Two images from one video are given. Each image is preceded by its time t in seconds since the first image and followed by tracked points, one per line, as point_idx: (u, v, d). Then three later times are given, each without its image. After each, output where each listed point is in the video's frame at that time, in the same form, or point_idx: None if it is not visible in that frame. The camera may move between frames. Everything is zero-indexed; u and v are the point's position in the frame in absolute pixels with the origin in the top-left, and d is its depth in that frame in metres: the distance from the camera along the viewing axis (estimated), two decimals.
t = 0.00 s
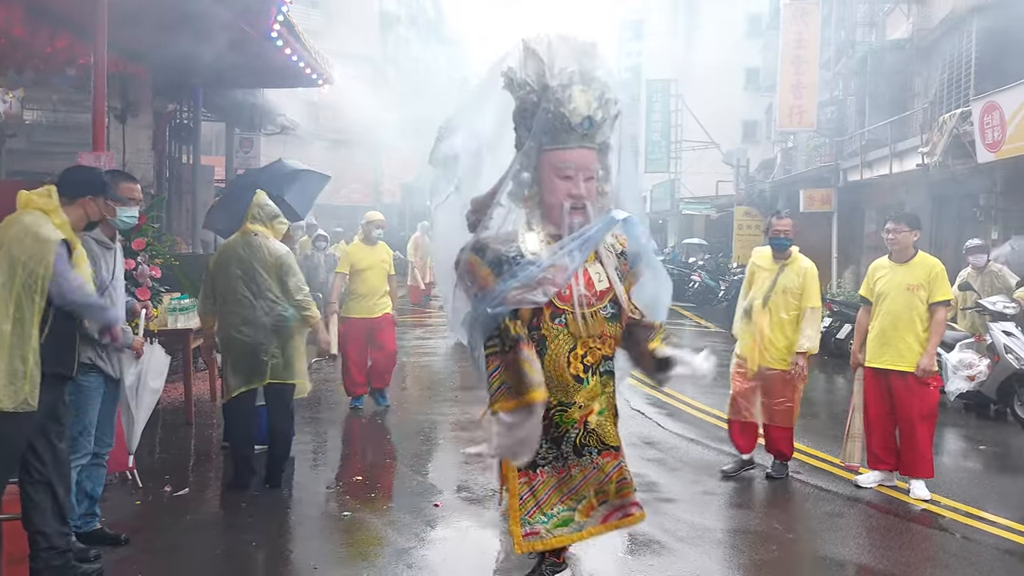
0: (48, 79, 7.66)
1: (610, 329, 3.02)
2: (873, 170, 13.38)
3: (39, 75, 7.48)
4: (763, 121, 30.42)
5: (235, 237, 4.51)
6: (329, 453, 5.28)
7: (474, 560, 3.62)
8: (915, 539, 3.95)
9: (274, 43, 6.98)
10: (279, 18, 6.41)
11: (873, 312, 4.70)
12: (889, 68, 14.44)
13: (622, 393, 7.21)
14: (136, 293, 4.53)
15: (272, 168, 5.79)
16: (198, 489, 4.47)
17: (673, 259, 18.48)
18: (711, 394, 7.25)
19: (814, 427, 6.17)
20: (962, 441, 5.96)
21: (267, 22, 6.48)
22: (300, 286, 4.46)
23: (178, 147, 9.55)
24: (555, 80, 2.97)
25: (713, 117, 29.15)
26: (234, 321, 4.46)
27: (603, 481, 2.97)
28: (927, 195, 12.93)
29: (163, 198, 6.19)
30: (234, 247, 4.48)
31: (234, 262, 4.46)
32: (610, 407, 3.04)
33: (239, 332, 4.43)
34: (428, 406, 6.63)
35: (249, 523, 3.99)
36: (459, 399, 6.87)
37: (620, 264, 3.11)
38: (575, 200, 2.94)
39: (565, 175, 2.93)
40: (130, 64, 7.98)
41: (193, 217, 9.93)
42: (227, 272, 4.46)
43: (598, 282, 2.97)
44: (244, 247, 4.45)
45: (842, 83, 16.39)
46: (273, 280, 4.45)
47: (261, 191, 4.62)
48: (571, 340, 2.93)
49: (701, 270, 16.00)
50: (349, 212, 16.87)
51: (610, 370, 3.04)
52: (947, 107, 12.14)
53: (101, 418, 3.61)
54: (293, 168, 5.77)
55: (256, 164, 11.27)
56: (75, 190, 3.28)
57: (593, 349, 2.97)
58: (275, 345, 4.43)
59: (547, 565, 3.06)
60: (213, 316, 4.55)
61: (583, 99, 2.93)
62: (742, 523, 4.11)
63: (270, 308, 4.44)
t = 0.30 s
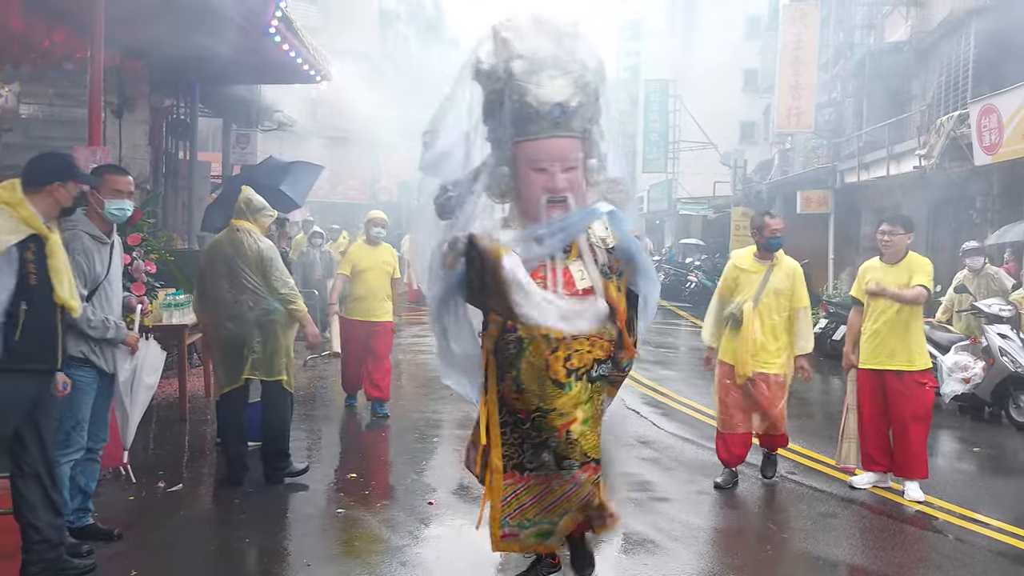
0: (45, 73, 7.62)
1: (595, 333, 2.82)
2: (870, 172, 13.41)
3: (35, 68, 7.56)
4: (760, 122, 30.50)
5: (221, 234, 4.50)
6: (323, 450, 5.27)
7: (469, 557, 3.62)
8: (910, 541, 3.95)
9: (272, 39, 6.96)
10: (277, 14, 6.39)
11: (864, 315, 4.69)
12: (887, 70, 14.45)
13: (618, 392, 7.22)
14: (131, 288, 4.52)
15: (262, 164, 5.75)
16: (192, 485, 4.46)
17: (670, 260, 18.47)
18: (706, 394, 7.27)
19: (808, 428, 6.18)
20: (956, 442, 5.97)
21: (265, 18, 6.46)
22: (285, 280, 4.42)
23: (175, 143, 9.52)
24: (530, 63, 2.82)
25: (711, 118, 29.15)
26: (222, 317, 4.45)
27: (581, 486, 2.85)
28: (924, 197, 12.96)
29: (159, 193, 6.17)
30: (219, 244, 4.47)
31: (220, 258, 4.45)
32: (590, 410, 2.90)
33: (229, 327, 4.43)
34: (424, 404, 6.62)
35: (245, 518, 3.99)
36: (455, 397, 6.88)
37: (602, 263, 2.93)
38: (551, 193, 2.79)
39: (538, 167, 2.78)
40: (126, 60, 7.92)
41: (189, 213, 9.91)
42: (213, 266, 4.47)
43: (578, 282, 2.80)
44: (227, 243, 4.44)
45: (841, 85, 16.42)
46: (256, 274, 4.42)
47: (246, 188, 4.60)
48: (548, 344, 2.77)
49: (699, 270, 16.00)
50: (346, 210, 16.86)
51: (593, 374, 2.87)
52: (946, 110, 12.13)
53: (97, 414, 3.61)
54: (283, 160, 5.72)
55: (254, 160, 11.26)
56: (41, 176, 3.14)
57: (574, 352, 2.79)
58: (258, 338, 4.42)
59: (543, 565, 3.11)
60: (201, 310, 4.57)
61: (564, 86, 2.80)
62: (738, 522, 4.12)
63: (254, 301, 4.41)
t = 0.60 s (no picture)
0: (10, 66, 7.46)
1: (529, 351, 2.18)
2: (841, 175, 13.56)
3: None
4: (735, 125, 30.79)
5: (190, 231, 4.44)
6: (293, 450, 5.21)
7: (439, 557, 3.60)
8: (876, 540, 3.98)
9: (244, 34, 6.87)
10: (249, 9, 6.31)
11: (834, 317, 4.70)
12: (859, 75, 14.63)
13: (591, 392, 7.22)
14: (98, 285, 4.45)
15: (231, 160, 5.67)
16: (158, 486, 4.40)
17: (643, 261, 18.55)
18: (678, 395, 7.29)
19: (779, 429, 6.22)
20: (924, 442, 6.05)
21: (236, 13, 6.37)
22: (251, 278, 4.34)
23: (144, 139, 9.37)
24: (459, 55, 2.22)
25: (689, 121, 29.13)
26: (187, 314, 4.39)
27: (476, 525, 2.15)
28: (895, 202, 13.13)
29: (126, 189, 6.07)
30: (187, 240, 4.40)
31: (187, 254, 4.39)
32: (514, 441, 2.18)
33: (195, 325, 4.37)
34: (395, 404, 6.58)
35: (212, 520, 3.93)
36: (427, 397, 6.85)
37: (543, 271, 2.18)
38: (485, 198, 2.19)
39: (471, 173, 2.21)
40: (93, 54, 7.77)
41: (158, 210, 9.77)
42: (181, 265, 4.41)
43: (507, 295, 2.16)
44: (193, 239, 4.37)
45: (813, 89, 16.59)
46: (223, 273, 4.34)
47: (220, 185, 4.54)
48: (465, 353, 2.20)
49: (671, 271, 16.07)
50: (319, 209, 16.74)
51: (526, 396, 2.19)
52: (916, 114, 12.29)
53: (59, 413, 3.53)
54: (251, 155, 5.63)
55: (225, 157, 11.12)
56: None
57: (496, 367, 2.18)
58: (222, 338, 4.35)
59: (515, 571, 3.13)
60: (171, 307, 4.53)
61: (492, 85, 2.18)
62: (709, 522, 4.13)
63: (221, 299, 4.34)
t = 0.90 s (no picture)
0: None
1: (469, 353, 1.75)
2: (828, 176, 13.66)
3: None
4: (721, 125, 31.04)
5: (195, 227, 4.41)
6: (280, 449, 5.19)
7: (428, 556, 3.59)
8: (862, 539, 4.01)
9: (232, 31, 6.82)
10: (237, 6, 6.27)
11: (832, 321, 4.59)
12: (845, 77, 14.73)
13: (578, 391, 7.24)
14: (85, 283, 4.41)
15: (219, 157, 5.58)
16: (144, 485, 4.36)
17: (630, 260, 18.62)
18: (665, 394, 7.31)
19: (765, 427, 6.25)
20: (909, 442, 6.09)
21: (224, 9, 6.33)
22: (249, 282, 4.29)
23: (132, 136, 9.30)
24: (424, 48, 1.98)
25: (676, 122, 29.38)
26: (182, 312, 4.35)
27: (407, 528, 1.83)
28: (879, 203, 13.25)
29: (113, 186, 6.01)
30: (191, 236, 4.37)
31: (189, 251, 4.34)
32: (447, 449, 1.78)
33: (189, 324, 4.33)
34: (383, 403, 6.57)
35: (199, 519, 3.90)
36: (414, 396, 6.84)
37: (471, 260, 1.69)
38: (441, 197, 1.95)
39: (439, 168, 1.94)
40: (79, 50, 7.70)
41: (144, 207, 9.70)
42: (181, 262, 4.37)
43: (457, 287, 1.76)
44: (197, 236, 4.34)
45: (800, 90, 16.71)
46: (223, 274, 4.33)
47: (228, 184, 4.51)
48: (421, 355, 1.86)
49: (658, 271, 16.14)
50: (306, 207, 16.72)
51: (460, 403, 1.77)
52: (902, 115, 12.40)
53: (45, 411, 3.50)
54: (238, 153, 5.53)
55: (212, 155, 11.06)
56: None
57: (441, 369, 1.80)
58: (215, 338, 4.33)
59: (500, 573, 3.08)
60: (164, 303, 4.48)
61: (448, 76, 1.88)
62: (698, 521, 4.15)
63: (219, 301, 4.32)
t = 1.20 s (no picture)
0: None
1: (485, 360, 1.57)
2: (828, 176, 13.71)
3: None
4: (721, 125, 31.10)
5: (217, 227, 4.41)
6: (280, 448, 5.18)
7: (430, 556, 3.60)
8: (868, 542, 4.00)
9: (234, 31, 6.82)
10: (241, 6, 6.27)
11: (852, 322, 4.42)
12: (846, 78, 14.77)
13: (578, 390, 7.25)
14: (88, 280, 4.41)
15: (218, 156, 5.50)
16: (146, 483, 4.36)
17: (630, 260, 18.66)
18: (666, 394, 7.32)
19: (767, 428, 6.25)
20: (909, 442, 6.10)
21: (228, 9, 6.32)
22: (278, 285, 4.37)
23: (134, 135, 9.31)
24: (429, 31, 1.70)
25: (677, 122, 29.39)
26: (205, 313, 4.35)
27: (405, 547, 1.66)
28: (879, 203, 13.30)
29: (116, 184, 6.01)
30: (215, 236, 4.38)
31: (215, 250, 4.36)
32: (451, 461, 1.60)
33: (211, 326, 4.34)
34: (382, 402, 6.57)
35: (202, 519, 3.90)
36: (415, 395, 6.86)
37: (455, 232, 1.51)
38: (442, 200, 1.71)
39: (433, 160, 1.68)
40: (84, 48, 7.71)
41: (147, 206, 9.71)
42: (204, 261, 4.38)
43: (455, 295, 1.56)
44: (223, 236, 4.37)
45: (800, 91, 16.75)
46: (250, 277, 4.37)
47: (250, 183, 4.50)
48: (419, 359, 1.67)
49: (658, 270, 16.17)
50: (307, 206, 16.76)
51: (472, 411, 1.59)
52: (902, 116, 12.43)
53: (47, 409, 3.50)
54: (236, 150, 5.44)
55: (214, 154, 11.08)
56: None
57: (446, 375, 1.60)
58: (238, 339, 4.34)
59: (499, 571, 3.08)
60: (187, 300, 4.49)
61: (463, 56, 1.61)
62: (702, 523, 4.14)
63: (244, 303, 4.35)
